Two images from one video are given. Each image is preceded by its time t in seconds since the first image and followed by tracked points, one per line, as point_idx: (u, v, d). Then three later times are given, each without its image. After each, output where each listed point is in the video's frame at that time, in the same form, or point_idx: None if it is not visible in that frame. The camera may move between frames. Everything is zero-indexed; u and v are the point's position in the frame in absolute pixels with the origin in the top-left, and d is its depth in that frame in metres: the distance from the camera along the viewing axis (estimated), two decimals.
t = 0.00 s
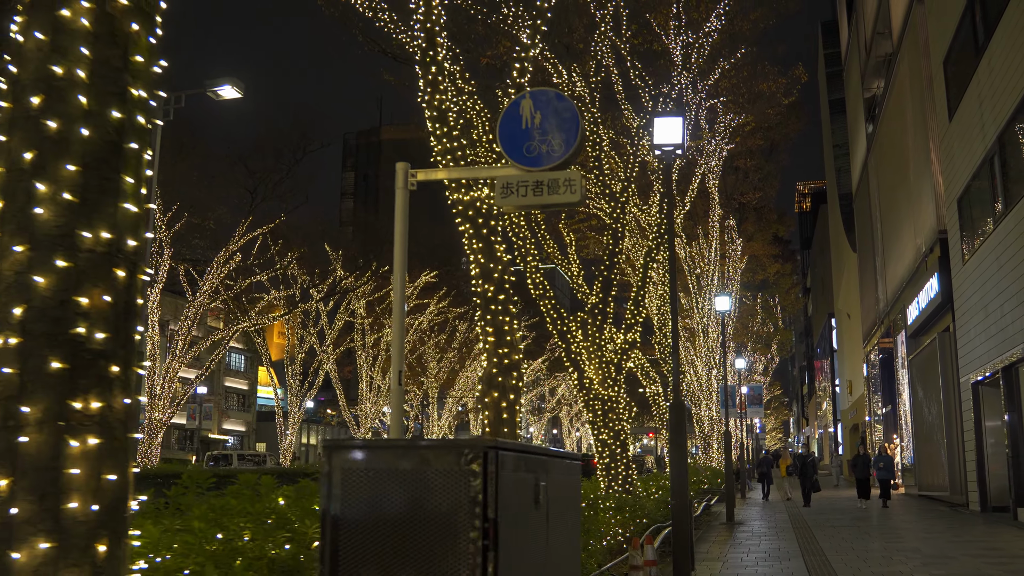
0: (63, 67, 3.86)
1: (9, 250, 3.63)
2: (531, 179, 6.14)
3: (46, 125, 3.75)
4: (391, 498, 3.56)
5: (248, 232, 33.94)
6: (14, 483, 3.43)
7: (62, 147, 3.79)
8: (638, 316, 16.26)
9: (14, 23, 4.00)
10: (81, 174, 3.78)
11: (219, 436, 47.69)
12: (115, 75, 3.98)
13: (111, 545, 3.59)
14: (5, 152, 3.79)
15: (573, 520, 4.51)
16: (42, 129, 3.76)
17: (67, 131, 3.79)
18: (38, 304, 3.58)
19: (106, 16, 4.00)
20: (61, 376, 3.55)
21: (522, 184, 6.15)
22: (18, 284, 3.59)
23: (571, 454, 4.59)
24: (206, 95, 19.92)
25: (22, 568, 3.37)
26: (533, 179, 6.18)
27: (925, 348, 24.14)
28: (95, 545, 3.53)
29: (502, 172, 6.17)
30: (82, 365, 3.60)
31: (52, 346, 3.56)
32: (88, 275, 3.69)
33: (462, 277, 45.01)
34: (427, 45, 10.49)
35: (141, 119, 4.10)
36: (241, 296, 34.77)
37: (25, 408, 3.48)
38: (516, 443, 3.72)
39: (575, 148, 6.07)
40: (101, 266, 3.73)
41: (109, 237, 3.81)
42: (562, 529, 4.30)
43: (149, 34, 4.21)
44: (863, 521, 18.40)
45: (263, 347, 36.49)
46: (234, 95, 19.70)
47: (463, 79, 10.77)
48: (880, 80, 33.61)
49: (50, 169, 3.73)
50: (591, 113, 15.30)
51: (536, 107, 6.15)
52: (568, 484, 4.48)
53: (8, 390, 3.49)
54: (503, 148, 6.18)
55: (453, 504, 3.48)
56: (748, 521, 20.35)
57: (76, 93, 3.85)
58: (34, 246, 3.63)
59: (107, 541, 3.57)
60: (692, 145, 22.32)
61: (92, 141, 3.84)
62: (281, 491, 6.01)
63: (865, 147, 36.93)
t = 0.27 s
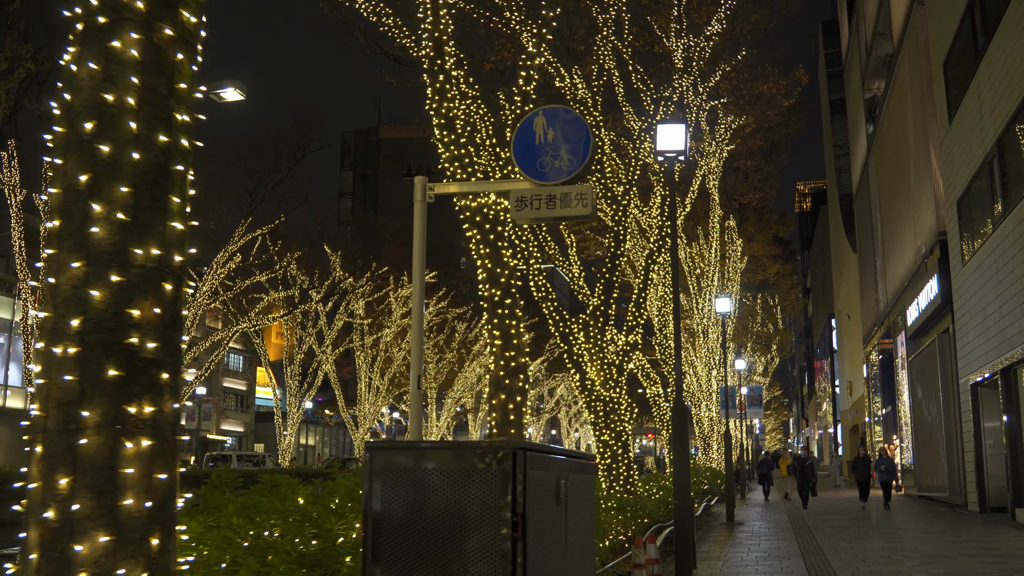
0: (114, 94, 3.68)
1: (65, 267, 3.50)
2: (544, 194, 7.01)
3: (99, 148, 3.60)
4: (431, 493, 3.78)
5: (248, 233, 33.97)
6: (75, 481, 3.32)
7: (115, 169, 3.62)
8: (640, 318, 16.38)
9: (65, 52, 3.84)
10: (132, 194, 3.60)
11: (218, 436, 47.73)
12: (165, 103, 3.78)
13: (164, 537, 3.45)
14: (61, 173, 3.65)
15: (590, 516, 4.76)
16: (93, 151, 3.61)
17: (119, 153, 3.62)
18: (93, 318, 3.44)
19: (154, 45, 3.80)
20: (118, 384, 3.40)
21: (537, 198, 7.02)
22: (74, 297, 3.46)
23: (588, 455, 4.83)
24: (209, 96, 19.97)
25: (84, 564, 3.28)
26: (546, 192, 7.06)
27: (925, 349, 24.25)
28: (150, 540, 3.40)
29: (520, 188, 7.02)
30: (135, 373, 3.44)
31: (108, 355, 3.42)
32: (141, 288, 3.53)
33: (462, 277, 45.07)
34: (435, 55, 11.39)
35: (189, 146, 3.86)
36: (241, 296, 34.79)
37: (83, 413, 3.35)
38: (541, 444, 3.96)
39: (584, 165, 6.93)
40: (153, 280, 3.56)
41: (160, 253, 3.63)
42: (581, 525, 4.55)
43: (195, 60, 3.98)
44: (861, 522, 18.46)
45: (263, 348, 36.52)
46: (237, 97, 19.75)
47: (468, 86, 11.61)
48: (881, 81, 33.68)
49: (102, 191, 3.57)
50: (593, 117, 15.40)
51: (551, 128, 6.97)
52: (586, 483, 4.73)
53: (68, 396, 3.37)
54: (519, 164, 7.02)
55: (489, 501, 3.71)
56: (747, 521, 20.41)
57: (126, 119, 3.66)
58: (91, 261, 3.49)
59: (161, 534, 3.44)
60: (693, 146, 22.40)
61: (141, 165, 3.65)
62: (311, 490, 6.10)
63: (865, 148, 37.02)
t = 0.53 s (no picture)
0: (159, 119, 3.35)
1: (113, 280, 3.22)
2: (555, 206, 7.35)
3: (144, 168, 3.27)
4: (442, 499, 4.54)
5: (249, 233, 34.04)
6: (127, 480, 3.08)
7: (160, 187, 3.33)
8: (642, 320, 16.51)
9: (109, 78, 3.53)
10: (179, 212, 3.30)
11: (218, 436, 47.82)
12: (208, 122, 3.46)
13: (211, 527, 3.23)
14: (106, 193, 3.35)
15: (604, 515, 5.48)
16: (140, 170, 3.30)
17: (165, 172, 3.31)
18: (144, 328, 3.18)
19: (196, 72, 3.45)
20: (167, 390, 3.16)
21: (552, 209, 7.44)
22: (123, 309, 3.19)
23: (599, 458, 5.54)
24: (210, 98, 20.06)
25: (135, 557, 3.06)
26: (560, 205, 7.49)
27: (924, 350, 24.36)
28: (196, 535, 3.16)
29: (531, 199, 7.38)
30: (182, 380, 3.19)
31: (156, 361, 3.16)
32: (187, 301, 3.25)
33: (461, 276, 45.13)
34: (443, 64, 11.80)
35: (229, 161, 3.54)
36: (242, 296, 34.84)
37: (134, 416, 3.12)
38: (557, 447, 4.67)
39: (595, 178, 7.24)
40: (198, 292, 3.27)
41: (203, 267, 3.33)
42: (594, 518, 5.28)
43: (230, 83, 3.62)
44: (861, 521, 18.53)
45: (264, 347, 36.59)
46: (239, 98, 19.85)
47: (472, 90, 11.93)
48: (880, 82, 33.78)
49: (148, 209, 3.27)
50: (594, 121, 15.51)
51: (562, 144, 7.29)
52: (597, 482, 5.41)
53: (119, 400, 3.14)
54: (533, 179, 7.36)
55: (496, 496, 4.45)
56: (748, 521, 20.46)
57: (171, 141, 3.33)
58: (139, 275, 3.22)
59: (206, 527, 3.20)
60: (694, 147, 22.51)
61: (187, 184, 3.34)
62: (334, 490, 6.12)
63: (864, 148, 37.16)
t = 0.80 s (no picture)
0: (196, 139, 3.46)
1: (154, 291, 3.31)
2: (564, 217, 7.63)
3: (184, 187, 3.38)
4: (461, 500, 5.08)
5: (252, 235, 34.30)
6: (172, 477, 3.18)
7: (198, 205, 3.42)
8: (643, 321, 16.73)
9: (145, 103, 3.62)
10: (216, 228, 3.41)
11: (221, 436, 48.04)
12: (242, 145, 3.56)
13: (249, 522, 3.33)
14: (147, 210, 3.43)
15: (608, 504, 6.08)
16: (180, 190, 3.40)
17: (204, 191, 3.41)
18: (185, 336, 3.28)
19: (231, 96, 3.56)
20: (207, 394, 3.26)
21: (559, 221, 7.67)
22: (165, 318, 3.28)
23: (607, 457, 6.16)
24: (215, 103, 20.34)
25: (179, 548, 3.16)
26: (568, 216, 7.71)
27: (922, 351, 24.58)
28: (233, 529, 3.26)
29: (541, 212, 7.65)
30: (220, 385, 3.29)
31: (197, 367, 3.26)
32: (225, 310, 3.35)
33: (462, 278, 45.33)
34: (450, 73, 12.12)
35: (260, 181, 3.65)
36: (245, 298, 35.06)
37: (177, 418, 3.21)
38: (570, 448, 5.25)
39: (600, 193, 7.49)
40: (235, 302, 3.38)
41: (238, 279, 3.44)
42: (600, 510, 5.87)
43: (261, 108, 3.76)
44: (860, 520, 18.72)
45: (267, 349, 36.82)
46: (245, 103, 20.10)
47: (478, 98, 12.23)
48: (880, 84, 34.02)
49: (188, 224, 3.37)
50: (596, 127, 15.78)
51: (569, 157, 7.51)
52: (604, 478, 6.05)
53: (163, 404, 3.23)
54: (540, 190, 7.61)
55: (510, 492, 5.02)
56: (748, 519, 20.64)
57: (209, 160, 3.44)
58: (179, 286, 3.31)
59: (243, 522, 3.31)
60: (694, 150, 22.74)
61: (223, 203, 3.44)
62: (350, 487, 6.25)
63: (864, 150, 37.39)
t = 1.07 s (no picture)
0: (229, 159, 3.43)
1: (190, 302, 3.28)
2: (571, 229, 7.89)
3: (218, 205, 3.35)
4: (477, 499, 5.29)
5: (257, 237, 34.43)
6: (208, 477, 3.14)
7: (232, 222, 3.39)
8: (645, 323, 16.92)
9: (178, 124, 3.59)
10: (249, 243, 3.36)
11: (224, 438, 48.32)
12: (274, 162, 3.52)
13: (280, 519, 3.28)
14: (182, 229, 3.40)
15: (614, 501, 6.33)
16: (214, 207, 3.36)
17: (237, 208, 3.37)
18: (220, 344, 3.24)
19: (262, 120, 3.52)
20: (241, 399, 3.22)
21: (566, 231, 7.89)
22: (202, 326, 3.25)
23: (615, 458, 6.43)
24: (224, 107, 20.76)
25: (217, 542, 3.12)
26: (575, 227, 7.95)
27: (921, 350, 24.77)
28: (266, 524, 3.21)
29: (550, 221, 7.83)
30: (254, 389, 3.25)
31: (231, 374, 3.23)
32: (257, 319, 3.31)
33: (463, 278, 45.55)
34: (456, 81, 12.45)
35: (290, 198, 3.60)
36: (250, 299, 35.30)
37: (213, 421, 3.18)
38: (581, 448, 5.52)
39: (605, 206, 7.72)
40: (267, 311, 3.33)
41: (269, 290, 3.39)
42: (608, 506, 6.12)
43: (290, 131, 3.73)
44: (859, 519, 18.91)
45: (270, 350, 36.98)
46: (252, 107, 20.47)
47: (482, 104, 12.56)
48: (879, 87, 34.22)
49: (222, 239, 3.33)
50: (598, 132, 16.24)
51: (576, 171, 7.72)
52: (612, 478, 6.30)
53: (199, 407, 3.20)
54: (548, 202, 7.83)
55: (521, 490, 5.25)
56: (749, 518, 20.82)
57: (241, 180, 3.41)
58: (214, 297, 3.28)
59: (275, 518, 3.26)
60: (695, 154, 22.97)
61: (256, 219, 3.40)
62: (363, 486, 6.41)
63: (864, 152, 37.62)
